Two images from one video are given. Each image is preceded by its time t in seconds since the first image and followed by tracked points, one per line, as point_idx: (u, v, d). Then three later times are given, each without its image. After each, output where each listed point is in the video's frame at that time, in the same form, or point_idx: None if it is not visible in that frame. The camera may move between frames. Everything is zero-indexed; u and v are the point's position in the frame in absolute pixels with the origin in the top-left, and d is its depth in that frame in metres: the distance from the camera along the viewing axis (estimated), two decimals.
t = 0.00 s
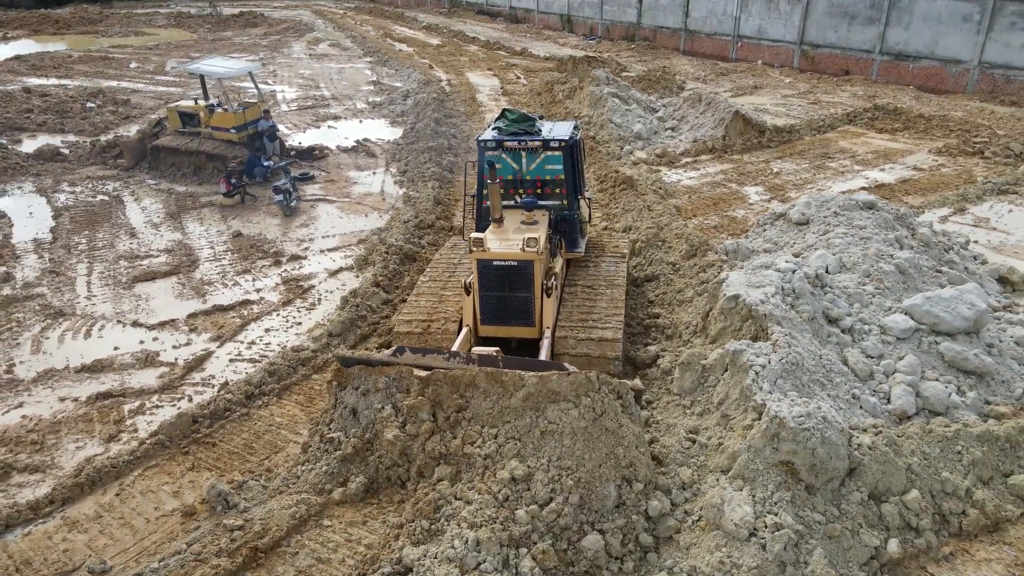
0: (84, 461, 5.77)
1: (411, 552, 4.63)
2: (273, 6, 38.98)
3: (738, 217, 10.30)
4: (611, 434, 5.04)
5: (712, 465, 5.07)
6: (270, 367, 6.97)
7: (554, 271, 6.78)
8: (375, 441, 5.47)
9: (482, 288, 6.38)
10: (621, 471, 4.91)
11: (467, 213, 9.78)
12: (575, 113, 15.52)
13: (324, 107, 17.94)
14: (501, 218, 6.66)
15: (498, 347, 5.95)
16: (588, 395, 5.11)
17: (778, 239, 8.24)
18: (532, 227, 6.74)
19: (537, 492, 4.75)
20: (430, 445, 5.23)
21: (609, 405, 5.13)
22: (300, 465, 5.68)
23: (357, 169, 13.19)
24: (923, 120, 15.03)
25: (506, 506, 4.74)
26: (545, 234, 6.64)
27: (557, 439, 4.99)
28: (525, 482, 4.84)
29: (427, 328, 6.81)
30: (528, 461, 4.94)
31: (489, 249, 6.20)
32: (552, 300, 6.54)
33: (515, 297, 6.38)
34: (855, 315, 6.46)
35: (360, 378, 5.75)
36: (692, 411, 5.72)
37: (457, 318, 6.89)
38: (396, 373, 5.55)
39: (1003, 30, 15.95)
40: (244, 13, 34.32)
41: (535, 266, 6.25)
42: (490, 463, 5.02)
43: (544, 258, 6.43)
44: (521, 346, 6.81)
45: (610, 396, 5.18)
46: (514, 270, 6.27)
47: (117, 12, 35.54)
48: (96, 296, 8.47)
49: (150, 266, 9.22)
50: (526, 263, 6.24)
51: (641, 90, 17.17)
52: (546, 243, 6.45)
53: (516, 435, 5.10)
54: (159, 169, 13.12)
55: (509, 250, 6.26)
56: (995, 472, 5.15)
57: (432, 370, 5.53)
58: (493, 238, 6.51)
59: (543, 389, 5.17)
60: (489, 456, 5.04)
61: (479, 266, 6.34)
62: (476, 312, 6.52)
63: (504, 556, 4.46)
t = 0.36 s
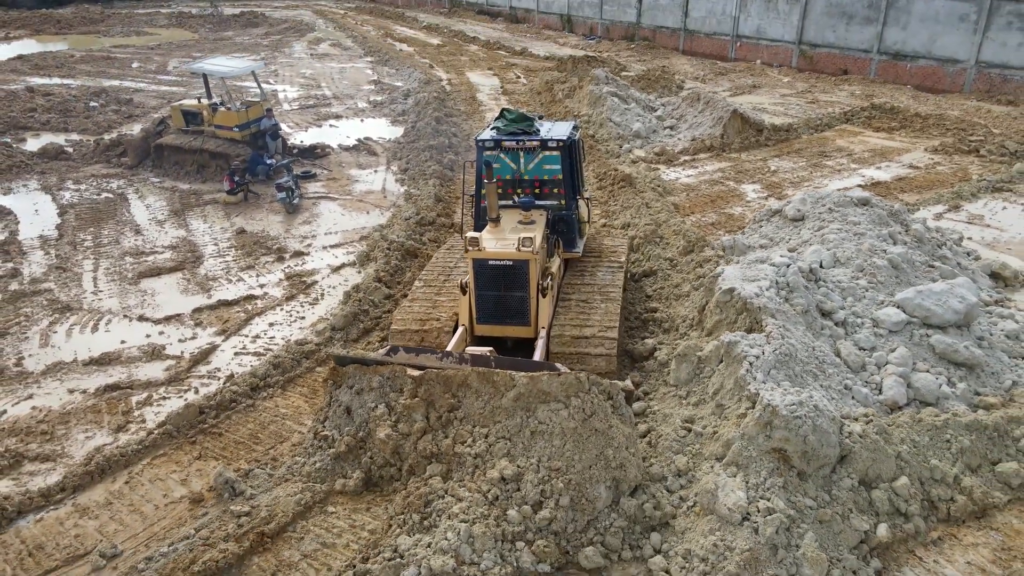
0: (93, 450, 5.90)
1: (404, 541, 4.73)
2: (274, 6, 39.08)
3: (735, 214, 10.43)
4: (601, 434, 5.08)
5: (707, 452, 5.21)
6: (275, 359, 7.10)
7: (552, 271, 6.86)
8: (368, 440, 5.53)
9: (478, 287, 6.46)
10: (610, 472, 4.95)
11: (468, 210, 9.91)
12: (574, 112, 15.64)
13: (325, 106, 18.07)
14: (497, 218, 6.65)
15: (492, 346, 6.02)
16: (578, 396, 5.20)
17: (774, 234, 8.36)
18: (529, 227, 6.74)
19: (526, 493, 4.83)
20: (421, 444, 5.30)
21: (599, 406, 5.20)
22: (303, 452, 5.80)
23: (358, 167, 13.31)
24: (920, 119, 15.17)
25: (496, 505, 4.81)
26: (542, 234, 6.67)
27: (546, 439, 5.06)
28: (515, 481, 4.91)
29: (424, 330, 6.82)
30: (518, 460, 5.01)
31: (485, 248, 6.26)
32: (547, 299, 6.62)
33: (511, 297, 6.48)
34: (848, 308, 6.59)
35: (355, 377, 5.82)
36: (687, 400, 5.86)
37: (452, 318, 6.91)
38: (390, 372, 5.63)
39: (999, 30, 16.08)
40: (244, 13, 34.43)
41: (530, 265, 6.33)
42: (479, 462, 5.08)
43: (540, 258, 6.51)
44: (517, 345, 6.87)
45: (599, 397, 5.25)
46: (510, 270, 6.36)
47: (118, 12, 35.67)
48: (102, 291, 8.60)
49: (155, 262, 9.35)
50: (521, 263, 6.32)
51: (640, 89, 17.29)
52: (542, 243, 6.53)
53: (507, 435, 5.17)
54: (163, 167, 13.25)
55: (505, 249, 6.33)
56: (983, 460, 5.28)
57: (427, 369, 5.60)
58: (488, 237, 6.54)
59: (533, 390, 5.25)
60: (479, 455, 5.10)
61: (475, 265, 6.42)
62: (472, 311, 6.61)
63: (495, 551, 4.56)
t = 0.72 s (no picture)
0: (103, 440, 6.03)
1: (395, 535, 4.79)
2: (274, 6, 39.19)
3: (733, 212, 10.55)
4: (591, 438, 5.01)
5: (703, 441, 5.34)
6: (279, 352, 7.24)
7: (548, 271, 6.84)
8: (361, 440, 5.58)
9: (473, 287, 6.42)
10: (603, 475, 4.91)
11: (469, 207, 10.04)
12: (574, 112, 15.76)
13: (326, 105, 18.20)
14: (494, 218, 6.78)
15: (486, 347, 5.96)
16: (568, 398, 5.15)
17: (771, 231, 8.49)
18: (526, 227, 6.83)
19: (515, 495, 4.82)
20: (413, 444, 5.34)
21: (590, 407, 5.10)
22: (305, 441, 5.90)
23: (360, 165, 13.44)
24: (916, 118, 15.29)
25: (487, 505, 4.84)
26: (539, 234, 6.76)
27: (536, 440, 5.06)
28: (505, 483, 4.92)
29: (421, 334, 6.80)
30: (508, 462, 5.01)
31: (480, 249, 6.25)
32: (544, 300, 6.56)
33: (506, 297, 6.42)
34: (842, 302, 6.72)
35: (349, 376, 5.88)
36: (684, 391, 6.00)
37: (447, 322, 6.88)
38: (384, 371, 5.70)
39: (996, 29, 16.20)
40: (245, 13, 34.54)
41: (525, 266, 6.28)
42: (470, 463, 5.12)
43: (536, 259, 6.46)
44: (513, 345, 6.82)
45: (590, 399, 5.17)
46: (505, 270, 6.31)
47: (119, 12, 35.79)
48: (108, 287, 8.73)
49: (160, 258, 9.48)
50: (516, 264, 6.28)
51: (639, 89, 17.41)
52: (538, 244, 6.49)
53: (497, 435, 5.19)
54: (166, 165, 13.38)
55: (500, 250, 6.31)
56: (973, 449, 5.40)
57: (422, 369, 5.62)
58: (484, 238, 6.57)
59: (524, 390, 5.25)
60: (470, 456, 5.14)
61: (470, 265, 6.38)
62: (467, 312, 6.55)
63: (489, 548, 4.61)
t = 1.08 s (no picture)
0: (111, 431, 6.15)
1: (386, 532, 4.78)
2: (274, 6, 39.26)
3: (731, 209, 10.66)
4: (578, 441, 5.10)
5: (699, 431, 5.45)
6: (283, 347, 7.37)
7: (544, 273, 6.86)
8: (352, 440, 5.56)
9: (469, 288, 6.45)
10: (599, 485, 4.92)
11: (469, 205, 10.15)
12: (573, 111, 15.87)
13: (328, 105, 18.31)
14: (491, 219, 6.78)
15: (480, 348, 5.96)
16: (557, 401, 5.18)
17: (768, 227, 8.59)
18: (523, 228, 6.86)
19: (505, 498, 4.81)
20: (404, 445, 5.32)
21: (578, 411, 5.19)
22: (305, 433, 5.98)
23: (361, 164, 13.55)
24: (914, 117, 15.40)
25: (475, 506, 4.83)
26: (536, 236, 6.76)
27: (526, 444, 5.07)
28: (495, 486, 4.91)
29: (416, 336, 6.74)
30: (497, 466, 5.00)
31: (475, 250, 6.27)
32: (539, 301, 6.57)
33: (502, 298, 6.44)
34: (837, 297, 6.83)
35: (341, 376, 5.85)
36: (682, 383, 6.11)
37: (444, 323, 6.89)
38: (377, 372, 5.64)
39: (993, 29, 16.32)
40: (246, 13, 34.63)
41: (521, 268, 6.30)
42: (460, 466, 5.11)
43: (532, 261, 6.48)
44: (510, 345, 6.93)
45: (579, 403, 5.24)
46: (501, 271, 6.33)
47: (120, 12, 35.87)
48: (114, 283, 8.84)
49: (164, 255, 9.59)
50: (512, 265, 6.30)
51: (639, 88, 17.50)
52: (534, 246, 6.51)
53: (487, 438, 5.17)
54: (169, 164, 13.50)
55: (496, 251, 6.33)
56: (964, 440, 5.51)
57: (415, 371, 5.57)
58: (481, 239, 6.59)
59: (515, 394, 5.24)
60: (460, 459, 5.13)
61: (466, 267, 6.40)
62: (463, 313, 6.58)
63: (483, 548, 4.62)
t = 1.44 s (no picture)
0: (118, 423, 6.26)
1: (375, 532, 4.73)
2: (274, 6, 39.39)
3: (729, 207, 10.75)
4: (566, 447, 4.97)
5: (695, 422, 5.57)
6: (287, 341, 7.49)
7: (540, 274, 6.70)
8: (342, 442, 5.48)
9: (462, 290, 6.31)
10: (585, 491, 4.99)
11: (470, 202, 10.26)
12: (573, 110, 15.97)
13: (328, 104, 18.42)
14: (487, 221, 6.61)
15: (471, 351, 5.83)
16: (546, 406, 5.05)
17: (765, 224, 8.69)
18: (519, 229, 6.70)
19: (492, 503, 4.75)
20: (391, 447, 5.24)
21: (567, 417, 5.04)
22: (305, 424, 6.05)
23: (362, 162, 13.66)
24: (911, 116, 15.51)
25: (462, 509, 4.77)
26: (532, 237, 6.61)
27: (513, 449, 4.97)
28: (482, 491, 4.83)
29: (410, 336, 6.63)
30: (484, 471, 4.92)
31: (469, 251, 6.13)
32: (534, 303, 6.43)
33: (496, 300, 6.30)
34: (832, 292, 6.93)
35: (332, 377, 5.74)
36: (678, 376, 6.25)
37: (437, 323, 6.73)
38: (368, 374, 5.53)
39: (991, 29, 16.42)
40: (247, 13, 34.75)
41: (515, 270, 6.16)
42: (448, 469, 5.01)
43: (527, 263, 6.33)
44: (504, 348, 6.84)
45: (568, 409, 5.08)
46: (495, 273, 6.20)
47: (121, 12, 35.98)
48: (118, 279, 8.94)
49: (168, 252, 9.70)
50: (506, 267, 6.16)
51: (638, 87, 17.60)
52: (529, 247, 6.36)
53: (475, 442, 5.07)
54: (172, 162, 13.61)
55: (490, 253, 6.19)
56: (955, 431, 5.62)
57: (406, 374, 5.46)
58: (475, 239, 6.47)
59: (503, 398, 5.12)
60: (448, 462, 5.03)
61: (460, 268, 6.26)
62: (457, 315, 6.45)
63: (476, 553, 4.56)
